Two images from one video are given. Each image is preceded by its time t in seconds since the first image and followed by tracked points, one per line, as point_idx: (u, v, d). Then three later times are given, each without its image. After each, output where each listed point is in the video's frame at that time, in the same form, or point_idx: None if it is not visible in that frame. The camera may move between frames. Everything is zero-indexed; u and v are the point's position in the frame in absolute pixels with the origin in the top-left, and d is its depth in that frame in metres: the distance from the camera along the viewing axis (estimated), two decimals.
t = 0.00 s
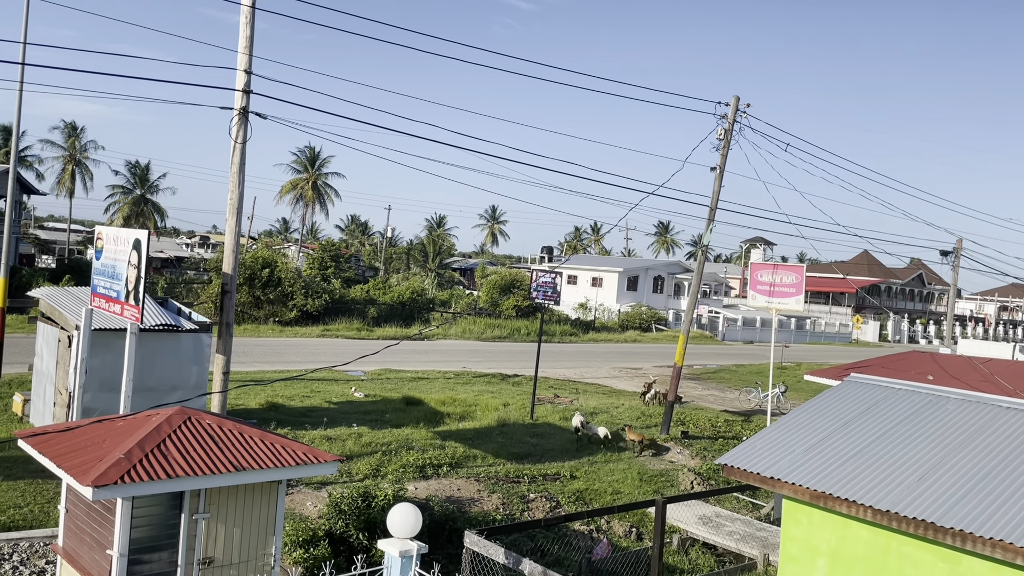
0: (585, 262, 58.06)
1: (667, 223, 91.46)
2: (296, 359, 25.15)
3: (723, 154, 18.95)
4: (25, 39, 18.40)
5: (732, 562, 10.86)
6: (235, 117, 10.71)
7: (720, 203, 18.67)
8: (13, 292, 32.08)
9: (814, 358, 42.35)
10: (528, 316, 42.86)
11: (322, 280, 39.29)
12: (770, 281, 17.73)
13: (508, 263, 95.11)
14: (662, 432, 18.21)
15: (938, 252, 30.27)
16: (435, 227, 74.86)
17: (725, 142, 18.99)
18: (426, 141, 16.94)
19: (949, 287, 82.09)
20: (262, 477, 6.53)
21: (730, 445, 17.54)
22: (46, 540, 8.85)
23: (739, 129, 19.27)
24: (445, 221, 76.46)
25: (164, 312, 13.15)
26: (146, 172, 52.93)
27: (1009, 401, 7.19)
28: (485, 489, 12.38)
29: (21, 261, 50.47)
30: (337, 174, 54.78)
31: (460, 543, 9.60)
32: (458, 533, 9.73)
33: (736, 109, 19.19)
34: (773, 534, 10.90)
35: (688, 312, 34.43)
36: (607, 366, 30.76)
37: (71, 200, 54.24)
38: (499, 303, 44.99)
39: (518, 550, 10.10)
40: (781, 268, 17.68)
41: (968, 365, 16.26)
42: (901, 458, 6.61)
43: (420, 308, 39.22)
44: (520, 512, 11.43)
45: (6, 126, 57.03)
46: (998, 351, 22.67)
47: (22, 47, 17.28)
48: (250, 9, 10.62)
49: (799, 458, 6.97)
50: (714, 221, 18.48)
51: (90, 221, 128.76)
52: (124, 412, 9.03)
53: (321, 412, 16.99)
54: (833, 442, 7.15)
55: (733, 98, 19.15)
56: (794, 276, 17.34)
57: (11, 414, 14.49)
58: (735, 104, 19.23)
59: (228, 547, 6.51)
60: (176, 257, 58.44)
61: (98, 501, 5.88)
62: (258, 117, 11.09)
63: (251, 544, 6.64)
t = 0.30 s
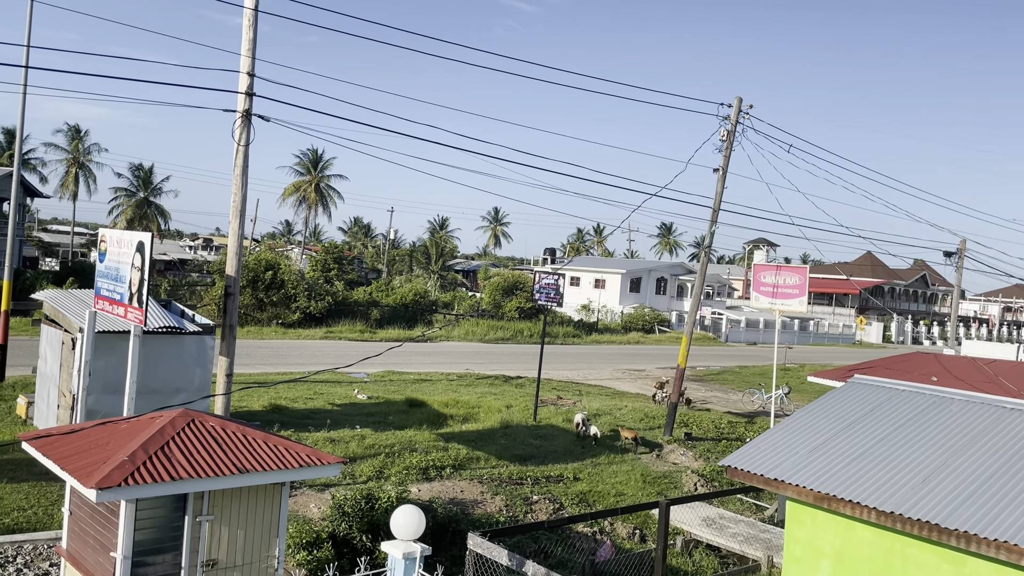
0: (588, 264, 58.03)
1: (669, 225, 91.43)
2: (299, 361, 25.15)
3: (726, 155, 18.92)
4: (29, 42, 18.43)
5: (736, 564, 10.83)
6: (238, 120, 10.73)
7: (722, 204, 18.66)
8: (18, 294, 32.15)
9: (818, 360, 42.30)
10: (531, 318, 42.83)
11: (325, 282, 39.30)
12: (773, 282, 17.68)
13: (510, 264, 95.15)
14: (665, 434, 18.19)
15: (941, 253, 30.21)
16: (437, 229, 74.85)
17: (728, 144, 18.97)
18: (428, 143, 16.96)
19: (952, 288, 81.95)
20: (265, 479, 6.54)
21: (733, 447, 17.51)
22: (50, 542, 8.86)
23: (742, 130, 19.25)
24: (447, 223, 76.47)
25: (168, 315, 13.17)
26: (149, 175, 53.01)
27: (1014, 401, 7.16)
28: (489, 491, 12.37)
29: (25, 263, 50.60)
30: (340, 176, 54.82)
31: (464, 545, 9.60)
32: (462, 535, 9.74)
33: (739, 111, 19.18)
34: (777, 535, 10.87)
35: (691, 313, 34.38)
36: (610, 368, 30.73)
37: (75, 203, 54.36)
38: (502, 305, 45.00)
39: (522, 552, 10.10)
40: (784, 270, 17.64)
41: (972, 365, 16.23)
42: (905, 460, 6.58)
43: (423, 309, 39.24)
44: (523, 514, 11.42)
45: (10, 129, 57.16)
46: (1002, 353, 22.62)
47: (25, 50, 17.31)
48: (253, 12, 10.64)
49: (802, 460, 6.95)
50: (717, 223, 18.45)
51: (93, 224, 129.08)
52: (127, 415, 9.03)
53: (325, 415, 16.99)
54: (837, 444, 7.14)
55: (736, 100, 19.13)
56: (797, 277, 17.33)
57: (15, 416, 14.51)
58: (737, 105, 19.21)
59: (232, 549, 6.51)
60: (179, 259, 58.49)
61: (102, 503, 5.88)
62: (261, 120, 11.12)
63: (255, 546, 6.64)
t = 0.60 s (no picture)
0: (591, 265, 58.03)
1: (672, 226, 91.39)
2: (302, 364, 25.17)
3: (729, 157, 18.90)
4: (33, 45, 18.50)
5: (740, 566, 10.80)
6: (242, 122, 10.75)
7: (726, 206, 18.64)
8: (22, 297, 32.23)
9: (822, 361, 42.21)
10: (534, 320, 42.82)
11: (328, 284, 39.33)
12: (777, 284, 17.66)
13: (513, 266, 95.12)
14: (669, 435, 18.17)
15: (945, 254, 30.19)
16: (440, 231, 74.88)
17: (731, 145, 18.95)
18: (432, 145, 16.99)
19: (956, 289, 81.78)
20: (270, 481, 6.55)
21: (737, 449, 17.49)
22: (55, 545, 8.87)
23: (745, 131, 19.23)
24: (450, 225, 76.47)
25: (171, 317, 13.19)
26: (153, 177, 53.12)
27: (1019, 403, 7.15)
28: (492, 493, 12.37)
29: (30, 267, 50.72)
30: (343, 179, 54.90)
31: (467, 547, 9.58)
32: (466, 537, 9.75)
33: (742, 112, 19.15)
34: (781, 537, 10.85)
35: (694, 315, 34.36)
36: (613, 370, 30.72)
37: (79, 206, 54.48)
38: (505, 306, 45.00)
39: (526, 554, 10.11)
40: (788, 271, 17.61)
41: (977, 367, 16.18)
42: (910, 461, 6.57)
43: (426, 312, 39.24)
44: (527, 516, 11.41)
45: (13, 133, 57.28)
46: (1007, 353, 22.58)
47: (30, 54, 17.37)
48: (257, 15, 10.66)
49: (807, 462, 6.93)
50: (720, 224, 18.44)
51: (96, 226, 129.36)
52: (131, 417, 9.05)
53: (328, 417, 17.00)
54: (841, 445, 7.12)
55: (739, 101, 19.09)
56: (800, 279, 17.29)
57: (20, 419, 14.54)
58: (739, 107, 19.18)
59: (236, 552, 6.52)
60: (182, 262, 58.52)
61: (107, 505, 5.89)
62: (264, 122, 11.13)
63: (259, 548, 6.65)
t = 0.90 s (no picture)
0: (594, 267, 58.00)
1: (675, 227, 91.33)
2: (305, 366, 25.18)
3: (732, 157, 18.87)
4: (38, 50, 18.58)
5: (744, 568, 10.75)
6: (244, 125, 10.75)
7: (729, 207, 18.61)
8: (27, 300, 32.32)
9: (826, 362, 42.13)
10: (537, 322, 42.82)
11: (331, 286, 39.34)
12: (780, 285, 17.64)
13: (516, 268, 95.15)
14: (673, 437, 18.14)
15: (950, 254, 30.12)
16: (443, 233, 74.91)
17: (734, 146, 18.93)
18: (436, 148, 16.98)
19: (960, 290, 81.57)
20: (273, 484, 6.54)
21: (741, 450, 17.46)
22: (59, 548, 8.87)
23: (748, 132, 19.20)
24: (453, 227, 76.49)
25: (175, 320, 13.20)
26: (157, 181, 53.24)
27: None
28: (496, 495, 12.35)
29: (34, 270, 50.84)
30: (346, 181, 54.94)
31: (471, 549, 9.56)
32: (469, 539, 9.70)
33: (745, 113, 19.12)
34: (785, 539, 10.81)
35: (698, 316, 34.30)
36: (617, 372, 30.66)
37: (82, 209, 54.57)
38: (508, 308, 45.00)
39: (529, 556, 10.09)
40: (791, 272, 17.57)
41: (982, 367, 16.12)
42: (915, 462, 6.53)
43: (429, 313, 39.24)
44: (530, 519, 11.39)
45: (17, 137, 57.46)
46: (1012, 354, 22.50)
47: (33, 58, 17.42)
48: (259, 17, 10.67)
49: (811, 463, 6.90)
50: (723, 225, 18.40)
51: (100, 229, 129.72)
52: (134, 419, 9.05)
53: (332, 419, 17.00)
54: (845, 447, 7.09)
55: (742, 101, 19.06)
56: (804, 279, 17.25)
57: (24, 422, 14.56)
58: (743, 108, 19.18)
59: (239, 554, 6.51)
60: (185, 265, 58.56)
61: (110, 508, 5.89)
62: (266, 125, 11.13)
63: (262, 551, 6.64)
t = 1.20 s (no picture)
0: (597, 269, 57.99)
1: (677, 230, 91.30)
2: (307, 369, 25.18)
3: (733, 159, 18.89)
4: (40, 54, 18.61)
5: (748, 570, 10.72)
6: (247, 127, 10.78)
7: (731, 209, 18.61)
8: (29, 303, 32.35)
9: (829, 364, 42.10)
10: (540, 324, 42.82)
11: (333, 289, 39.39)
12: (783, 286, 17.62)
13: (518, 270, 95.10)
14: (676, 439, 18.11)
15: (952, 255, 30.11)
16: (445, 235, 74.94)
17: (735, 147, 18.94)
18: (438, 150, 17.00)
19: (963, 291, 81.42)
20: (275, 487, 6.54)
21: (744, 452, 17.43)
22: (62, 551, 8.87)
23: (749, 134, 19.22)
24: (455, 230, 76.53)
25: (177, 323, 13.22)
26: (159, 184, 53.35)
27: None
28: (498, 497, 12.34)
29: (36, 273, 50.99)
30: (347, 184, 54.98)
31: (474, 552, 9.55)
32: (471, 541, 9.69)
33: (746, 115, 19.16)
34: (789, 541, 10.78)
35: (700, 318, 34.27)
36: (619, 374, 30.63)
37: (84, 213, 54.66)
38: (510, 310, 45.03)
39: (532, 559, 10.09)
40: (794, 273, 17.57)
41: (984, 369, 16.09)
42: (918, 464, 6.52)
43: (431, 316, 39.25)
44: (533, 521, 11.37)
45: (20, 141, 57.60)
46: (1015, 355, 22.46)
47: (35, 62, 17.46)
48: (261, 20, 10.69)
49: (814, 465, 6.89)
50: (725, 227, 18.40)
51: (101, 233, 129.92)
52: (136, 423, 9.05)
53: (334, 422, 17.00)
54: (848, 448, 7.08)
55: (743, 103, 19.09)
56: (806, 281, 17.23)
57: (26, 426, 14.58)
58: (744, 109, 19.19)
59: (242, 557, 6.51)
60: (188, 268, 58.60)
61: (113, 511, 5.89)
62: (269, 127, 11.16)
63: (265, 553, 6.63)
